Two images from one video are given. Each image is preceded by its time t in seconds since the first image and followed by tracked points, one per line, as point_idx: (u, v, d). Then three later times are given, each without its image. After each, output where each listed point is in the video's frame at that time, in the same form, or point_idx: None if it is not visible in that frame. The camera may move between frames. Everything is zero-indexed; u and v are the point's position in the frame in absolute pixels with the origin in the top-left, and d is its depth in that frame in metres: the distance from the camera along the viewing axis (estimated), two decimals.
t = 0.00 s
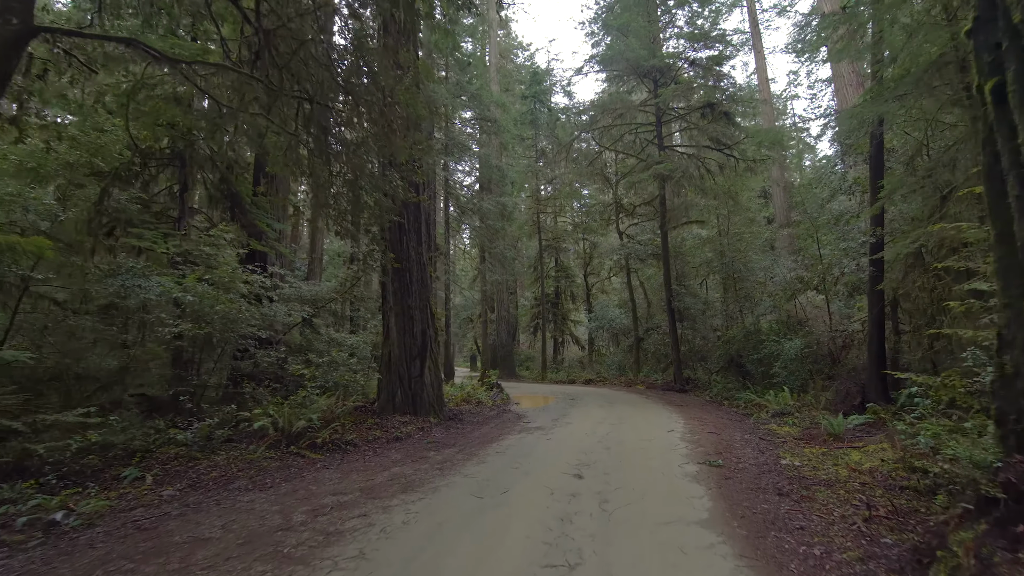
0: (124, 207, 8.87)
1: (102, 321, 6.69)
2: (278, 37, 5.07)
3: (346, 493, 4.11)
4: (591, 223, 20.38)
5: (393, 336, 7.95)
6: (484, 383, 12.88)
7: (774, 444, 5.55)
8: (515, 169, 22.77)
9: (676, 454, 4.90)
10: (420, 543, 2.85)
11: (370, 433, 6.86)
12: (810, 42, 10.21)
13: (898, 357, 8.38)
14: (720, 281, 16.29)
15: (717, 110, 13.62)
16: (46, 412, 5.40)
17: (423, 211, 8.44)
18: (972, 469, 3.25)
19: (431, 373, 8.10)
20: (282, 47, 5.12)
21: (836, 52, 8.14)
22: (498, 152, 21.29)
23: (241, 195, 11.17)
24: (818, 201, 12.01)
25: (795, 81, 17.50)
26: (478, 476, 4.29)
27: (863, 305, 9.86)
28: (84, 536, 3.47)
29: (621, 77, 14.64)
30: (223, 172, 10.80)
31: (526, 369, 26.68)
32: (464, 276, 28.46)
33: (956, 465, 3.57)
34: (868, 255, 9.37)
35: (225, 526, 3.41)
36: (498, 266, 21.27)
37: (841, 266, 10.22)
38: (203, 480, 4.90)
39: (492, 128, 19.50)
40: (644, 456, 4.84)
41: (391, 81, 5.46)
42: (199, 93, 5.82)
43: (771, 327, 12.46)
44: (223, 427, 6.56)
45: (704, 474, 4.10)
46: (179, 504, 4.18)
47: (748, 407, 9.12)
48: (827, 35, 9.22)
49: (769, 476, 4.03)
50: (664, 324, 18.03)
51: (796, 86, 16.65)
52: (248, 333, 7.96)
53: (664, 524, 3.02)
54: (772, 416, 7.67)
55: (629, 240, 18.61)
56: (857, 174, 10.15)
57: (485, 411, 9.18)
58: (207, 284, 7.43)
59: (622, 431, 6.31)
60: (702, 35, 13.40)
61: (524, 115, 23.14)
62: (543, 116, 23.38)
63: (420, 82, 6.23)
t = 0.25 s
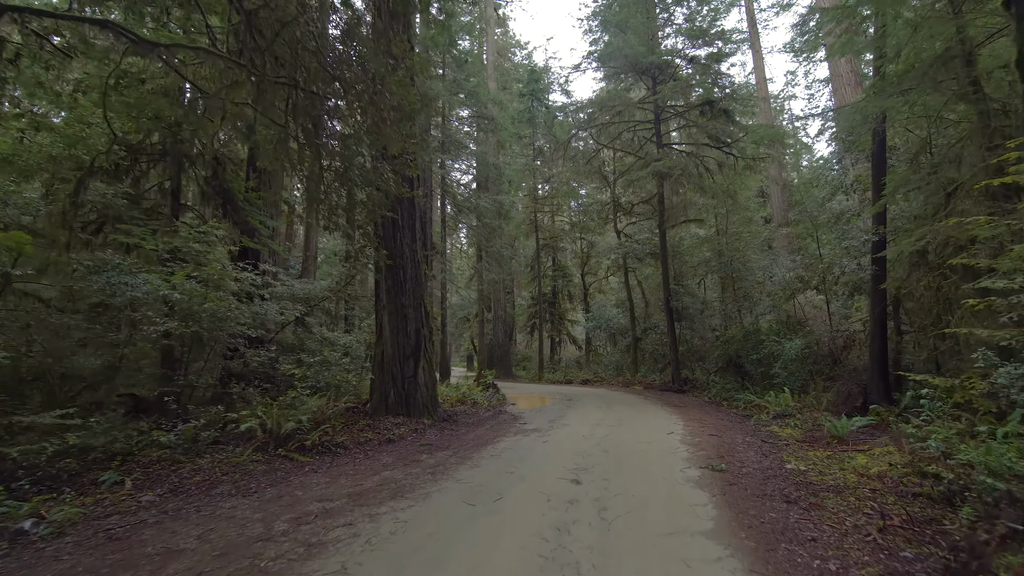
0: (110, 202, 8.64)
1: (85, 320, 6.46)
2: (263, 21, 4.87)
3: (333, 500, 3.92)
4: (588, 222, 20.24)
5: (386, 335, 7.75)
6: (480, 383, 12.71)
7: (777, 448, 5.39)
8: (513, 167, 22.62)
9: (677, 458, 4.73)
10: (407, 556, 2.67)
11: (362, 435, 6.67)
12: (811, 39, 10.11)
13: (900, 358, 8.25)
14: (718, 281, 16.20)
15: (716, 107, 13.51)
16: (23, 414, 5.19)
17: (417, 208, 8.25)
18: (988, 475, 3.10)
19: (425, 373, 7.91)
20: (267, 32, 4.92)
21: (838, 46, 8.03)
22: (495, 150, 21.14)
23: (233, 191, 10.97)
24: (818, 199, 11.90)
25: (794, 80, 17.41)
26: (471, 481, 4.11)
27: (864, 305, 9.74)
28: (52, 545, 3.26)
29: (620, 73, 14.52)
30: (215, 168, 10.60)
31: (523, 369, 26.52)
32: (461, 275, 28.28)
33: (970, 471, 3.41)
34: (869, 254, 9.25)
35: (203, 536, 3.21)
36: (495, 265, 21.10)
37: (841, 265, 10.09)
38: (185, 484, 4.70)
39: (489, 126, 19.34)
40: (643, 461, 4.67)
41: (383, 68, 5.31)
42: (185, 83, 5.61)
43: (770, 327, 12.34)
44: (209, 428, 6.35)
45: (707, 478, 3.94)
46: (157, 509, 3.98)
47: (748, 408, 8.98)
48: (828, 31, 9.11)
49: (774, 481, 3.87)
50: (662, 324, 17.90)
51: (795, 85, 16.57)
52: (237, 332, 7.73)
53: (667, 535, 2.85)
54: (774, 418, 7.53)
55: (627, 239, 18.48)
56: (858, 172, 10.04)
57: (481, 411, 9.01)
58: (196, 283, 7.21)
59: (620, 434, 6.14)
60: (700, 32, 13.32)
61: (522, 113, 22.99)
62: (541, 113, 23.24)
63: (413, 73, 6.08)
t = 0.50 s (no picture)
0: (96, 197, 8.40)
1: (67, 317, 6.25)
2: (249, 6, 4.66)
3: (318, 507, 3.74)
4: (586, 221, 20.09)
5: (378, 335, 7.56)
6: (476, 384, 12.52)
7: (781, 451, 5.23)
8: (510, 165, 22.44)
9: (678, 462, 4.57)
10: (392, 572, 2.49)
11: (353, 437, 6.48)
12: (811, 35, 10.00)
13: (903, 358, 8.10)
14: (717, 280, 16.08)
15: (715, 104, 13.37)
16: None
17: (411, 204, 8.06)
18: (1008, 481, 2.94)
19: (418, 374, 7.71)
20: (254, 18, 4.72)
21: (840, 41, 7.90)
22: (493, 148, 20.95)
23: (225, 187, 10.75)
24: (818, 198, 11.78)
25: (793, 79, 17.32)
26: (464, 487, 3.93)
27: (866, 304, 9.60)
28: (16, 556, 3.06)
29: (618, 70, 14.37)
30: (205, 163, 10.38)
31: (520, 369, 26.33)
32: (458, 274, 28.08)
33: (985, 476, 3.26)
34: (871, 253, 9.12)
35: (177, 548, 3.01)
36: (492, 264, 20.92)
37: (842, 264, 9.96)
38: (166, 489, 4.50)
39: (486, 123, 19.16)
40: (643, 465, 4.50)
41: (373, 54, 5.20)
42: (169, 72, 5.41)
43: (769, 327, 12.20)
44: (195, 430, 6.14)
45: (710, 484, 3.78)
46: (133, 517, 3.77)
47: (748, 409, 8.83)
48: (830, 26, 8.98)
49: (781, 487, 3.71)
50: (660, 324, 17.76)
51: (794, 83, 16.46)
52: (227, 330, 7.52)
53: (671, 547, 2.67)
54: (775, 419, 7.38)
55: (625, 238, 18.34)
56: (859, 170, 9.91)
57: (476, 412, 8.83)
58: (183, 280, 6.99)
59: (619, 436, 5.97)
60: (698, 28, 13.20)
61: (519, 110, 22.81)
62: (538, 111, 23.08)
63: (405, 62, 5.91)
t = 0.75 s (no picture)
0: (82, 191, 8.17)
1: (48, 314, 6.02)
2: None
3: (302, 515, 3.55)
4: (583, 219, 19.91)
5: (371, 334, 7.36)
6: (471, 384, 12.33)
7: (785, 454, 5.07)
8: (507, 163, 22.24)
9: (679, 466, 4.40)
10: None
11: (343, 439, 6.27)
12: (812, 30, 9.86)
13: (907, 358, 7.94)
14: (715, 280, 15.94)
15: (715, 101, 13.21)
16: None
17: (405, 200, 7.86)
18: None
19: (411, 374, 7.49)
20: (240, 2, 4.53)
21: (842, 36, 7.77)
22: (490, 145, 20.74)
23: (216, 183, 10.53)
24: (818, 196, 11.65)
25: (791, 78, 17.22)
26: (456, 493, 3.75)
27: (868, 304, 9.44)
28: None
29: (617, 66, 14.20)
30: (195, 158, 10.14)
31: (517, 369, 26.12)
32: (454, 273, 27.86)
33: (1004, 482, 3.09)
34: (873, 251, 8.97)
35: (147, 561, 2.80)
36: (489, 263, 20.72)
37: (843, 263, 9.83)
38: (145, 494, 4.28)
39: (482, 121, 18.97)
40: (643, 469, 4.33)
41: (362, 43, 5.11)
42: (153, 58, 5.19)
43: (769, 326, 12.06)
44: (179, 432, 5.92)
45: (713, 490, 3.61)
46: (106, 525, 3.56)
47: (748, 410, 8.68)
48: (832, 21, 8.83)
49: (787, 493, 3.54)
50: (658, 323, 17.60)
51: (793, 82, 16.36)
52: (215, 329, 7.28)
53: (676, 561, 2.50)
54: (776, 421, 7.21)
55: (622, 237, 18.18)
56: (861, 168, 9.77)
57: (470, 413, 8.64)
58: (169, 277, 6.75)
59: (617, 438, 5.81)
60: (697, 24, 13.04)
61: (516, 108, 22.61)
62: (535, 109, 22.89)
63: (397, 52, 5.72)
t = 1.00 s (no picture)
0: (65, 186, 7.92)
1: (26, 311, 5.79)
2: None
3: (284, 524, 3.36)
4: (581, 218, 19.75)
5: (363, 332, 7.17)
6: (467, 384, 12.15)
7: (788, 457, 4.92)
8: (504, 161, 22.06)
9: (680, 471, 4.23)
10: None
11: (333, 441, 6.08)
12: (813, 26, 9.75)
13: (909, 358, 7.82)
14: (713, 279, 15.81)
15: (714, 98, 13.09)
16: None
17: (399, 196, 7.68)
18: None
19: (404, 374, 7.30)
20: None
21: (844, 31, 7.64)
22: (487, 143, 20.56)
23: (207, 179, 10.30)
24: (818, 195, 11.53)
25: (789, 77, 17.13)
26: (448, 501, 3.56)
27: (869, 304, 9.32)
28: None
29: (615, 63, 14.06)
30: (185, 152, 9.92)
31: (513, 369, 25.91)
32: (450, 272, 27.65)
33: None
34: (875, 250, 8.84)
35: None
36: (485, 262, 20.52)
37: (844, 262, 9.70)
38: (122, 500, 4.08)
39: (479, 118, 18.78)
40: (643, 474, 4.16)
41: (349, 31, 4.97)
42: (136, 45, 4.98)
43: (768, 326, 11.93)
44: (162, 433, 5.71)
45: (718, 498, 3.43)
46: (75, 534, 3.35)
47: (748, 411, 8.53)
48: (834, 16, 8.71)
49: (796, 500, 3.38)
50: (656, 323, 17.45)
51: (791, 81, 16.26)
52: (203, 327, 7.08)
53: None
54: (778, 422, 7.06)
55: (620, 236, 18.03)
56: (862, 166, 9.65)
57: (465, 414, 8.46)
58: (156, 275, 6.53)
59: (615, 440, 5.63)
60: (696, 21, 12.92)
61: (513, 106, 22.44)
62: (533, 107, 22.72)
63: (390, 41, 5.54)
